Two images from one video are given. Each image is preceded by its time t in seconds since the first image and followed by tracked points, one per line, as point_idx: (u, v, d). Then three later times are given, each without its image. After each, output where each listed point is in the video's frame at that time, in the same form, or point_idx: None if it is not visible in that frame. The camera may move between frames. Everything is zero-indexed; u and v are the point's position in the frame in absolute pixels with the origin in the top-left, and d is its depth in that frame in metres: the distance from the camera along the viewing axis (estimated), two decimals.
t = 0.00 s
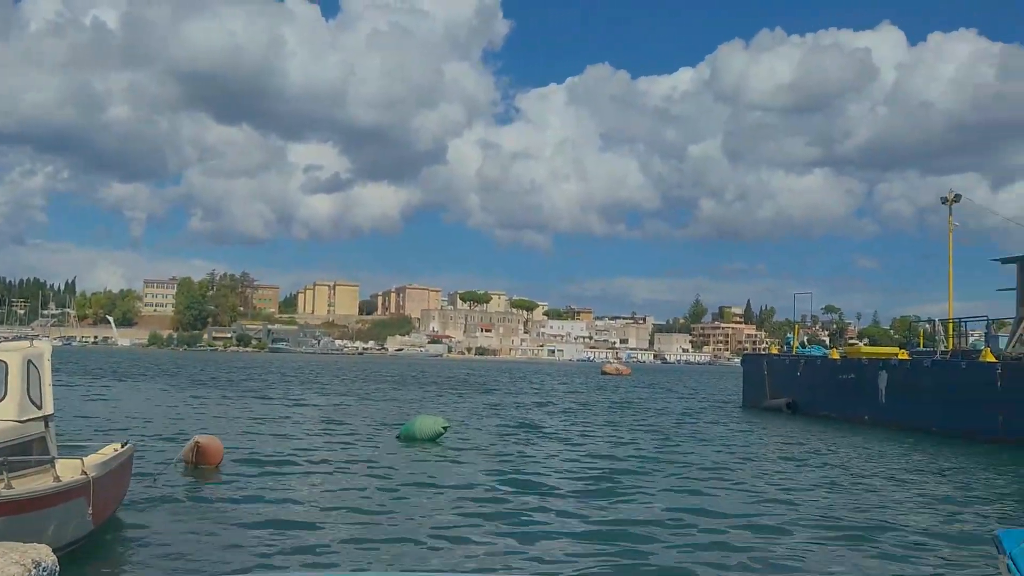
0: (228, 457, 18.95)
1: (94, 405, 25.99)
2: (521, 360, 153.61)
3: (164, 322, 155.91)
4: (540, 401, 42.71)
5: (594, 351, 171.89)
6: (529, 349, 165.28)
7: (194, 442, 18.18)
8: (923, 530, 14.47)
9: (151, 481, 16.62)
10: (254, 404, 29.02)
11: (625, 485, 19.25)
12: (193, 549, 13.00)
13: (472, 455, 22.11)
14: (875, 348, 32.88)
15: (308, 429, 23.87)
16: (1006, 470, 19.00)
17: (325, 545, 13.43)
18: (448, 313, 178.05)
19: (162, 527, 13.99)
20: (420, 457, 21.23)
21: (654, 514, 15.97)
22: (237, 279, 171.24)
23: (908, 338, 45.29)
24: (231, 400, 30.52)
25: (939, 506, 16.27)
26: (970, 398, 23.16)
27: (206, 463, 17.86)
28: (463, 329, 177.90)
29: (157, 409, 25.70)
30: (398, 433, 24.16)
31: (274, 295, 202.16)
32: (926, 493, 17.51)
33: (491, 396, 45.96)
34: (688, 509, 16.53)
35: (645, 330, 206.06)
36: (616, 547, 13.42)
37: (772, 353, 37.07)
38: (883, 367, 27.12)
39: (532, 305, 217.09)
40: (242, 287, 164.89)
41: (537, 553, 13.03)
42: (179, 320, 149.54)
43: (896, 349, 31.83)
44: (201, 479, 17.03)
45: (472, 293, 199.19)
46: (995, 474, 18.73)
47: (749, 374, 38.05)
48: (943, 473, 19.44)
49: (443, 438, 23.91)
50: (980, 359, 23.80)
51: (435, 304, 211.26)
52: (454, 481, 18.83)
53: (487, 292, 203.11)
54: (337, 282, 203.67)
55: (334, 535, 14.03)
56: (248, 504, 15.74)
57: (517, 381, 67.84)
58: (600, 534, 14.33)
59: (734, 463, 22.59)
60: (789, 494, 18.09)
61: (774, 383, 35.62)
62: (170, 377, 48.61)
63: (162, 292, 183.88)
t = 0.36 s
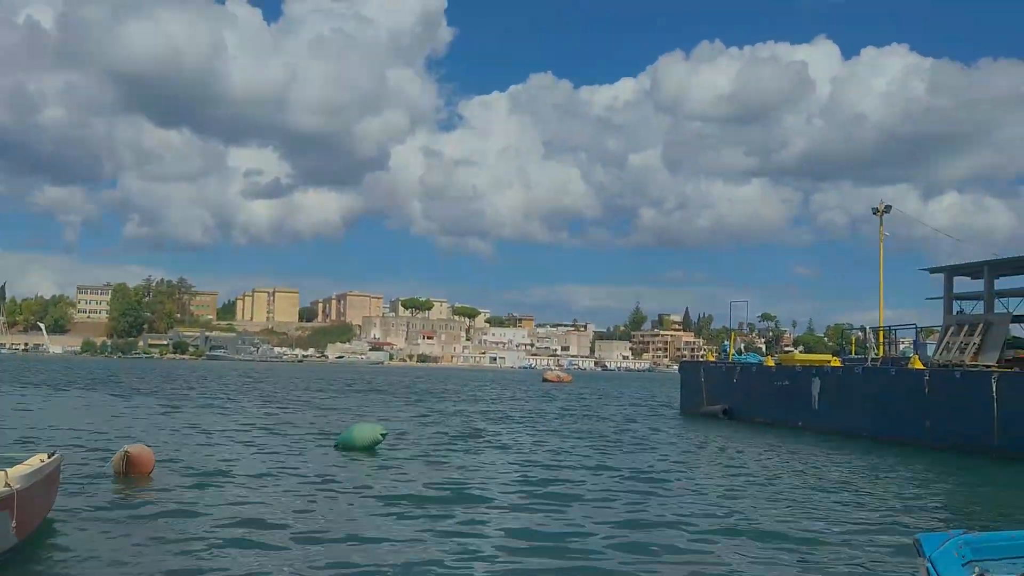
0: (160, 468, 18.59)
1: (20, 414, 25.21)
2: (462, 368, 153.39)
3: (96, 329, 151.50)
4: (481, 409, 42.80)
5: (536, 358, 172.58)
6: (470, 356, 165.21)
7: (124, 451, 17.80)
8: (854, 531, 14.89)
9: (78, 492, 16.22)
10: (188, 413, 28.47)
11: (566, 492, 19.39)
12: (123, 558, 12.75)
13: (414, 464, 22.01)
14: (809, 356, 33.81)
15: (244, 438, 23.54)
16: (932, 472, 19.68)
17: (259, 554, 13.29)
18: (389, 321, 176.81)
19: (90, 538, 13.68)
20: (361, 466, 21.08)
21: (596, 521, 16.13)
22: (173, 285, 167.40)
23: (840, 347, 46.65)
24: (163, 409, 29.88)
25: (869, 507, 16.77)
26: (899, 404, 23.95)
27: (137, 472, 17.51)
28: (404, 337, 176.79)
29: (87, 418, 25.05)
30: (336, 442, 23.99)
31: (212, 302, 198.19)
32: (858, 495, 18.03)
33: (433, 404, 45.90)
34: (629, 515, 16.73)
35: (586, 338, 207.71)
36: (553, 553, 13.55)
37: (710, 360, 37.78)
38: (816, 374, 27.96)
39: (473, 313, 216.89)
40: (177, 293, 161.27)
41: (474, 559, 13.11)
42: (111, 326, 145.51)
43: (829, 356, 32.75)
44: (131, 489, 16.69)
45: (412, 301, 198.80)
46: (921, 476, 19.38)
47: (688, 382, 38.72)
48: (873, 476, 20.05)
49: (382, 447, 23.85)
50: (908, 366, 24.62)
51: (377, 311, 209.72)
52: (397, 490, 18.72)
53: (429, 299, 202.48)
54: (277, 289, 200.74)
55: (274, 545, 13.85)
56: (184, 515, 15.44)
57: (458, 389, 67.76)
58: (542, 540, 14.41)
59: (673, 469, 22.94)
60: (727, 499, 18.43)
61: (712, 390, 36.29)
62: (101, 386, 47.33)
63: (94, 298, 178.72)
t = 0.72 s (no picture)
0: (91, 480, 18.10)
1: None
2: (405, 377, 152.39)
3: (24, 337, 146.33)
4: (423, 418, 42.62)
5: (479, 368, 172.48)
6: (413, 366, 164.28)
7: (54, 463, 17.28)
8: (793, 538, 15.27)
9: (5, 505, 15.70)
10: (120, 423, 27.73)
11: (510, 502, 19.43)
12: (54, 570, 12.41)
13: (356, 474, 21.83)
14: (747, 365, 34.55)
15: (179, 449, 23.05)
16: (865, 479, 20.29)
17: (197, 565, 13.07)
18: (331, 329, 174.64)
19: (18, 551, 13.27)
20: (301, 476, 20.85)
21: (540, 530, 16.19)
22: (107, 291, 162.76)
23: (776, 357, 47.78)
24: (93, 419, 29.05)
25: (807, 515, 17.19)
26: (833, 413, 24.64)
27: (67, 484, 17.01)
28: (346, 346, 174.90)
29: (13, 429, 24.20)
30: (274, 452, 23.66)
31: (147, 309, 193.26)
32: (795, 503, 18.47)
33: (375, 413, 45.52)
34: (574, 524, 16.86)
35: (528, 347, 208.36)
36: (496, 562, 13.62)
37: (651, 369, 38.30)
38: (755, 383, 28.61)
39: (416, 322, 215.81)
40: (112, 301, 156.90)
41: (417, 568, 13.11)
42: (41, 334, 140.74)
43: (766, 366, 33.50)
44: (61, 501, 16.22)
45: (354, 309, 197.04)
46: (855, 484, 19.95)
47: (629, 392, 39.18)
48: (809, 484, 20.56)
49: (322, 458, 23.61)
50: (843, 375, 25.35)
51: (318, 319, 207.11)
52: (340, 501, 18.52)
53: (371, 308, 200.75)
54: (215, 297, 196.83)
55: (217, 556, 13.58)
56: (121, 527, 15.08)
57: (400, 399, 67.33)
58: (489, 550, 14.44)
59: (613, 478, 23.20)
60: (669, 508, 18.71)
61: (653, 400, 36.78)
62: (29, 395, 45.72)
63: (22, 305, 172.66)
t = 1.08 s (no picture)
0: (29, 490, 17.57)
1: None
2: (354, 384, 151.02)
3: None
4: (370, 426, 42.28)
5: (428, 374, 171.85)
6: (362, 372, 163.01)
7: None
8: (737, 546, 15.54)
9: None
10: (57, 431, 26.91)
11: (458, 510, 19.41)
12: None
13: (301, 483, 21.60)
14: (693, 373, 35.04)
15: (119, 457, 22.46)
16: (809, 487, 20.73)
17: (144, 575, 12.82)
18: (278, 336, 172.37)
19: None
20: (248, 486, 20.53)
21: (488, 538, 16.23)
22: (46, 295, 158.13)
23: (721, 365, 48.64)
24: (28, 427, 28.13)
25: (751, 522, 17.52)
26: (777, 421, 25.15)
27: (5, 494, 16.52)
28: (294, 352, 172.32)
29: None
30: (218, 461, 23.24)
31: (88, 314, 188.26)
32: (739, 511, 18.81)
33: (322, 421, 45.00)
34: (522, 532, 16.93)
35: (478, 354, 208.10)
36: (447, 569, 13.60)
37: (600, 377, 38.64)
38: (701, 392, 29.05)
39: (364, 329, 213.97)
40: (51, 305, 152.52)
41: None
42: None
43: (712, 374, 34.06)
44: None
45: (300, 316, 194.80)
46: (797, 491, 20.38)
47: (577, 400, 39.44)
48: (753, 492, 20.95)
49: (268, 466, 23.29)
50: (787, 384, 25.89)
51: (264, 325, 204.08)
52: (285, 510, 18.30)
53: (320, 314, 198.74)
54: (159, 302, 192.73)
55: (164, 566, 13.33)
56: (62, 537, 14.74)
57: (349, 406, 66.72)
58: (438, 558, 14.42)
59: (561, 486, 23.35)
60: (619, 516, 18.85)
61: (600, 408, 37.09)
62: None
63: None
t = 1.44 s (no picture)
0: None
1: None
2: (302, 391, 149.04)
3: None
4: (317, 434, 41.72)
5: (378, 381, 170.49)
6: (310, 379, 161.05)
7: None
8: (686, 551, 15.68)
9: None
10: None
11: (407, 518, 19.21)
12: None
13: (246, 492, 21.19)
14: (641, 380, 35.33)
15: (56, 466, 21.78)
16: (754, 493, 21.03)
17: None
18: (225, 342, 169.51)
19: None
20: (191, 494, 20.10)
21: (436, 546, 16.12)
22: None
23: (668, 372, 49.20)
24: None
25: (698, 528, 17.68)
26: (723, 428, 25.48)
27: None
28: (240, 358, 169.34)
29: None
30: (160, 469, 22.69)
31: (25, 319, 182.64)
32: (686, 517, 18.98)
33: (267, 428, 44.27)
34: (473, 539, 16.86)
35: (428, 361, 207.18)
36: None
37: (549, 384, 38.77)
38: (649, 399, 29.31)
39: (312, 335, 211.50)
40: None
41: None
42: None
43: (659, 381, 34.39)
44: None
45: (247, 321, 191.76)
46: (743, 497, 20.64)
47: (525, 406, 39.49)
48: (700, 498, 21.16)
49: (211, 474, 22.83)
50: (733, 390, 26.25)
51: (210, 331, 200.48)
52: (229, 518, 17.92)
53: (268, 321, 195.97)
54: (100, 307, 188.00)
55: None
56: None
57: (295, 413, 65.81)
58: (388, 567, 14.27)
59: (510, 493, 23.30)
60: (569, 523, 18.89)
61: (550, 414, 37.20)
62: None
63: None
